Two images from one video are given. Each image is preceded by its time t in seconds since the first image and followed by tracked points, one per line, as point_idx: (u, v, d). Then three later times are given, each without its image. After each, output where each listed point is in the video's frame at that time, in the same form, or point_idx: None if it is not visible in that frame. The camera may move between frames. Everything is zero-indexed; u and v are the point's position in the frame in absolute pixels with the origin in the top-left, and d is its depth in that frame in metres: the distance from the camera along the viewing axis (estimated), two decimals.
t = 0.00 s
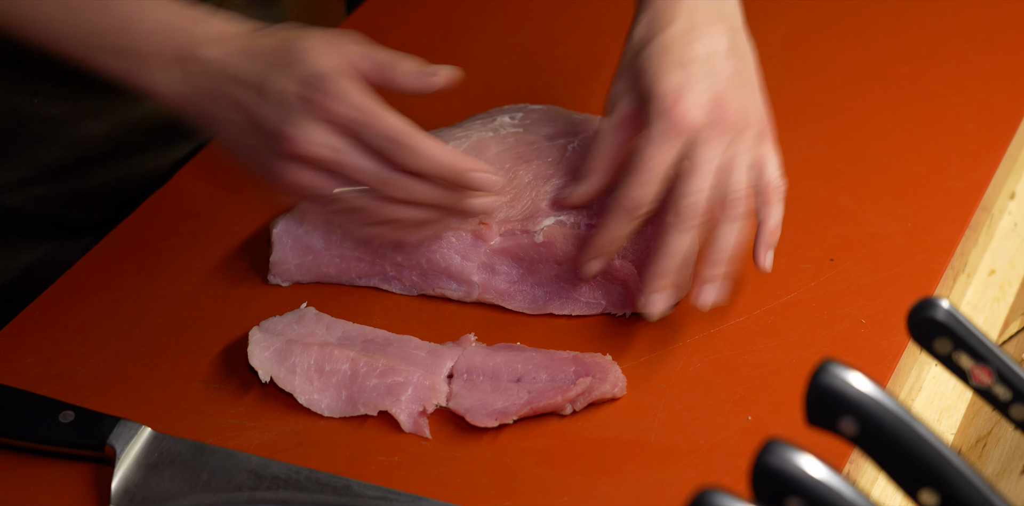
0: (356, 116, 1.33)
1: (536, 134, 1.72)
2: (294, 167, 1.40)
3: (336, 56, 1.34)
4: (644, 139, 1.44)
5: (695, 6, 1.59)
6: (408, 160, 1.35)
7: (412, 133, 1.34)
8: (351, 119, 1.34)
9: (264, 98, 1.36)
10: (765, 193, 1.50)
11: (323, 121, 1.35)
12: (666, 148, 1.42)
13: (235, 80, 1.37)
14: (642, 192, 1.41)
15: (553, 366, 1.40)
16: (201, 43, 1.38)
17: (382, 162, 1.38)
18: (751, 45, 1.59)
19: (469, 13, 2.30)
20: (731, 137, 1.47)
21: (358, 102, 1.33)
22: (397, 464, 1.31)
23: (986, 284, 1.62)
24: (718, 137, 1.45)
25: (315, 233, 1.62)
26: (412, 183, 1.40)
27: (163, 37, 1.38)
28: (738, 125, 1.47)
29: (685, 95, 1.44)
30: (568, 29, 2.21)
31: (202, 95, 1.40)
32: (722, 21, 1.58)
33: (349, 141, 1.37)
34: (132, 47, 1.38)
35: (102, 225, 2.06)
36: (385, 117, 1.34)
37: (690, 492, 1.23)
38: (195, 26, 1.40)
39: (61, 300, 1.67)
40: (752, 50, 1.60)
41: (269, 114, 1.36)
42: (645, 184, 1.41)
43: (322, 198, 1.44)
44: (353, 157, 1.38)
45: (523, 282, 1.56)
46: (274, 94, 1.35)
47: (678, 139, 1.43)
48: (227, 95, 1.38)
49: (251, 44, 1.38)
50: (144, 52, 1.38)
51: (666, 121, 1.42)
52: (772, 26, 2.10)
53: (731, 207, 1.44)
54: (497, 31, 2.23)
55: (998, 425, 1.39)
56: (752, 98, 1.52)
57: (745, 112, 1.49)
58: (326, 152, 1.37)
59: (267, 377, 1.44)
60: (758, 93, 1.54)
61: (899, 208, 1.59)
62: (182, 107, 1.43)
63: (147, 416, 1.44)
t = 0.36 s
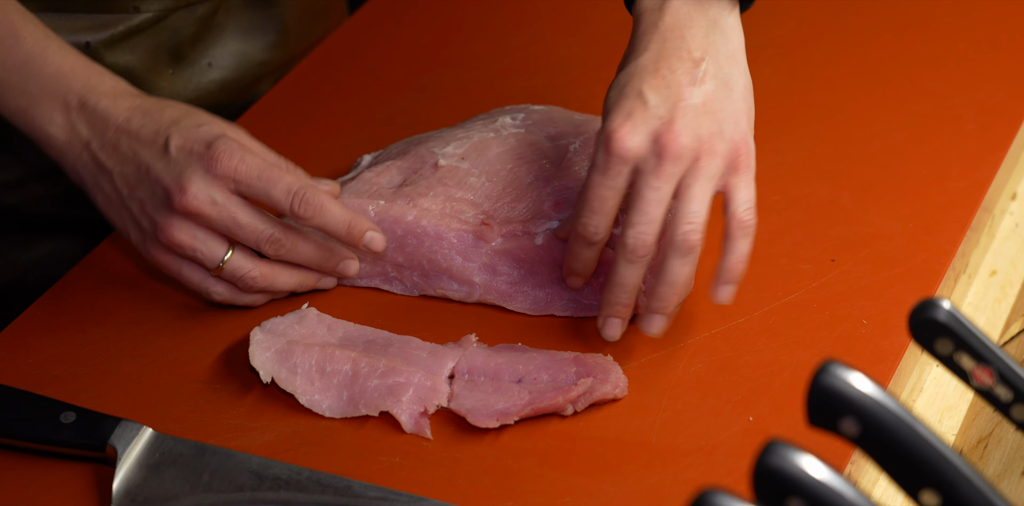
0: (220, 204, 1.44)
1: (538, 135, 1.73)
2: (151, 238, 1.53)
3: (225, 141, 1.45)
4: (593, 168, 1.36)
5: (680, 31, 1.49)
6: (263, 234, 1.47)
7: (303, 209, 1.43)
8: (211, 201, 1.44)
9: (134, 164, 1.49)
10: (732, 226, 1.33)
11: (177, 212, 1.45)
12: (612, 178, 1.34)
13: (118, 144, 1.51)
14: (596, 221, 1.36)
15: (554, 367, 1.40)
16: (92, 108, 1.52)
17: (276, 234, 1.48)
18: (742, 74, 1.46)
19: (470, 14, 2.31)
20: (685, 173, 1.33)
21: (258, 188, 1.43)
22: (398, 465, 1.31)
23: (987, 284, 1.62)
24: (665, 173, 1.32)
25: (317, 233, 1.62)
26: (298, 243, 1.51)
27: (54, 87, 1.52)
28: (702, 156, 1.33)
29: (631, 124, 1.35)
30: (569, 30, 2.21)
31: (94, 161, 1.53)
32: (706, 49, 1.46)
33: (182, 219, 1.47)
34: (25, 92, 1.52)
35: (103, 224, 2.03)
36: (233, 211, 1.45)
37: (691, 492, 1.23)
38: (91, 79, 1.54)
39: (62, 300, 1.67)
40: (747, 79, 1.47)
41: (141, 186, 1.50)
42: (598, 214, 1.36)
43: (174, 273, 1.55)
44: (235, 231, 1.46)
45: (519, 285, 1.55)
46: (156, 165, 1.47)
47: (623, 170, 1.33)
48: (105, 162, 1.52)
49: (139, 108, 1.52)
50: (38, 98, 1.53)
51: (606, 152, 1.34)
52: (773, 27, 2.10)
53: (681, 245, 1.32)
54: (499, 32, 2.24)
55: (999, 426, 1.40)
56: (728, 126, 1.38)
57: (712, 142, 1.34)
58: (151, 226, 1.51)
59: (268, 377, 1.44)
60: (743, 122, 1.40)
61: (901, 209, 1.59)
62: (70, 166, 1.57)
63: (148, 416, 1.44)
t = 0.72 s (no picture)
0: (253, 182, 1.39)
1: (540, 135, 1.73)
2: (165, 212, 1.42)
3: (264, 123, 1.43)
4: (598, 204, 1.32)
5: (695, 59, 1.38)
6: (289, 222, 1.44)
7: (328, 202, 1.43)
8: (246, 178, 1.38)
9: (168, 139, 1.43)
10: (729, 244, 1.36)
11: (208, 185, 1.38)
12: (619, 219, 1.30)
13: (151, 122, 1.45)
14: (601, 252, 1.35)
15: (556, 367, 1.40)
16: (126, 90, 1.48)
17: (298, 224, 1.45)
18: (757, 105, 1.39)
19: (472, 14, 2.31)
20: (691, 216, 1.30)
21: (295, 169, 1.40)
22: (400, 464, 1.31)
23: (989, 284, 1.63)
24: (670, 220, 1.28)
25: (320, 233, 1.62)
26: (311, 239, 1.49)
27: (90, 72, 1.48)
28: (709, 200, 1.29)
29: (637, 164, 1.28)
30: (571, 30, 2.21)
31: (123, 140, 1.46)
32: (720, 81, 1.36)
33: (210, 190, 1.39)
34: (56, 75, 1.47)
35: (105, 224, 2.04)
36: (263, 191, 1.40)
37: (693, 492, 1.23)
38: (126, 70, 1.51)
39: (64, 300, 1.68)
40: (761, 109, 1.40)
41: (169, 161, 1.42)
42: (604, 246, 1.34)
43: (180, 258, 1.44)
44: (262, 213, 1.41)
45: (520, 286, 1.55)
46: (193, 140, 1.42)
47: (629, 212, 1.29)
48: (134, 139, 1.45)
49: (177, 94, 1.49)
50: (73, 82, 1.47)
51: (612, 193, 1.28)
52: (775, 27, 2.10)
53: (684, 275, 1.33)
54: (501, 32, 2.24)
55: (1001, 426, 1.39)
56: (739, 164, 1.33)
57: (720, 188, 1.29)
58: (173, 201, 1.41)
59: (270, 377, 1.44)
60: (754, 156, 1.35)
61: (903, 209, 1.59)
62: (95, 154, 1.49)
63: (150, 416, 1.44)
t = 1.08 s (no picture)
0: (204, 233, 1.30)
1: (541, 135, 1.73)
2: (112, 254, 1.33)
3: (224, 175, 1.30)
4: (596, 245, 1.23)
5: (695, 100, 1.33)
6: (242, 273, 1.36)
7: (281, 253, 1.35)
8: (194, 232, 1.30)
9: (131, 173, 1.32)
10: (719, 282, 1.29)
11: (152, 233, 1.29)
12: (618, 261, 1.22)
13: (117, 151, 1.33)
14: (602, 300, 1.27)
15: (556, 367, 1.40)
16: (100, 108, 1.34)
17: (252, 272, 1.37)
18: (756, 150, 1.33)
19: (474, 14, 2.31)
20: (688, 261, 1.23)
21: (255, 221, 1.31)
22: (401, 464, 1.31)
23: (991, 284, 1.63)
24: (670, 262, 1.21)
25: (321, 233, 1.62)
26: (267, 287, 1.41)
27: (70, 87, 1.35)
28: (707, 245, 1.22)
29: (639, 203, 1.21)
30: (572, 29, 2.21)
31: (94, 164, 1.35)
32: (720, 122, 1.31)
33: (156, 237, 1.30)
34: (37, 90, 1.35)
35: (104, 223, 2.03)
36: (214, 243, 1.32)
37: (694, 492, 1.23)
38: (111, 80, 1.36)
39: (66, 299, 1.68)
40: (761, 155, 1.34)
41: (126, 197, 1.32)
42: (603, 294, 1.26)
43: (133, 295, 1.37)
44: (213, 262, 1.33)
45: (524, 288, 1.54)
46: (151, 182, 1.30)
47: (629, 254, 1.22)
48: (100, 166, 1.34)
49: (159, 116, 1.34)
50: (52, 98, 1.35)
51: (612, 235, 1.21)
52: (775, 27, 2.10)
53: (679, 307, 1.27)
54: (502, 31, 2.24)
55: (1003, 426, 1.39)
56: (739, 212, 1.26)
57: (718, 233, 1.23)
58: (121, 242, 1.33)
59: (272, 377, 1.44)
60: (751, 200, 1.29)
61: (905, 208, 1.59)
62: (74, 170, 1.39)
63: (152, 415, 1.44)
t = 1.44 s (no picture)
0: (224, 229, 1.25)
1: (542, 135, 1.73)
2: (122, 245, 1.28)
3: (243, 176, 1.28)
4: (612, 222, 1.23)
5: (685, 94, 1.37)
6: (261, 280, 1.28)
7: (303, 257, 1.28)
8: (218, 223, 1.25)
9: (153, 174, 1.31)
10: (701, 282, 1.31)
11: (173, 223, 1.25)
12: (637, 236, 1.22)
13: (141, 157, 1.33)
14: (615, 281, 1.23)
15: (557, 367, 1.40)
16: (124, 121, 1.38)
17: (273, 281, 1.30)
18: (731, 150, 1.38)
19: (474, 14, 2.31)
20: (699, 238, 1.26)
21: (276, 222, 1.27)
22: (402, 464, 1.31)
23: (992, 285, 1.63)
24: (684, 238, 1.24)
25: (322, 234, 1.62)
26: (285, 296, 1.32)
27: (94, 103, 1.40)
28: (712, 227, 1.26)
29: (657, 180, 1.23)
30: (574, 29, 2.21)
31: (115, 171, 1.35)
32: (708, 119, 1.36)
33: (177, 231, 1.26)
34: (62, 106, 1.40)
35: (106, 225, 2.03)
36: (236, 246, 1.26)
37: (694, 492, 1.23)
38: (135, 103, 1.42)
39: (68, 299, 1.68)
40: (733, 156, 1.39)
41: (146, 195, 1.30)
42: (619, 273, 1.23)
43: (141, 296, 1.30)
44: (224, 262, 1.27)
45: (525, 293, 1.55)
46: (173, 179, 1.29)
47: (648, 229, 1.22)
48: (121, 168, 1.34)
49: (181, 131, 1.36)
50: (76, 113, 1.39)
51: (633, 208, 1.21)
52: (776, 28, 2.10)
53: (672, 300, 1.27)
54: (504, 31, 2.24)
55: (1004, 426, 1.39)
56: (727, 204, 1.31)
57: (718, 218, 1.27)
58: (133, 236, 1.28)
59: (273, 377, 1.44)
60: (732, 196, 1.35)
61: (906, 209, 1.59)
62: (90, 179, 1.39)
63: (154, 416, 1.44)
